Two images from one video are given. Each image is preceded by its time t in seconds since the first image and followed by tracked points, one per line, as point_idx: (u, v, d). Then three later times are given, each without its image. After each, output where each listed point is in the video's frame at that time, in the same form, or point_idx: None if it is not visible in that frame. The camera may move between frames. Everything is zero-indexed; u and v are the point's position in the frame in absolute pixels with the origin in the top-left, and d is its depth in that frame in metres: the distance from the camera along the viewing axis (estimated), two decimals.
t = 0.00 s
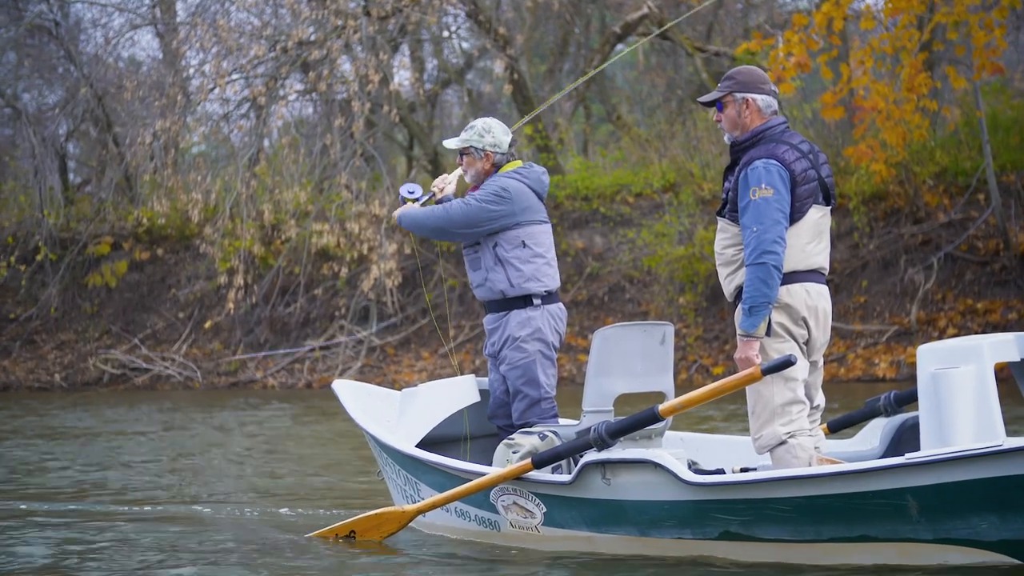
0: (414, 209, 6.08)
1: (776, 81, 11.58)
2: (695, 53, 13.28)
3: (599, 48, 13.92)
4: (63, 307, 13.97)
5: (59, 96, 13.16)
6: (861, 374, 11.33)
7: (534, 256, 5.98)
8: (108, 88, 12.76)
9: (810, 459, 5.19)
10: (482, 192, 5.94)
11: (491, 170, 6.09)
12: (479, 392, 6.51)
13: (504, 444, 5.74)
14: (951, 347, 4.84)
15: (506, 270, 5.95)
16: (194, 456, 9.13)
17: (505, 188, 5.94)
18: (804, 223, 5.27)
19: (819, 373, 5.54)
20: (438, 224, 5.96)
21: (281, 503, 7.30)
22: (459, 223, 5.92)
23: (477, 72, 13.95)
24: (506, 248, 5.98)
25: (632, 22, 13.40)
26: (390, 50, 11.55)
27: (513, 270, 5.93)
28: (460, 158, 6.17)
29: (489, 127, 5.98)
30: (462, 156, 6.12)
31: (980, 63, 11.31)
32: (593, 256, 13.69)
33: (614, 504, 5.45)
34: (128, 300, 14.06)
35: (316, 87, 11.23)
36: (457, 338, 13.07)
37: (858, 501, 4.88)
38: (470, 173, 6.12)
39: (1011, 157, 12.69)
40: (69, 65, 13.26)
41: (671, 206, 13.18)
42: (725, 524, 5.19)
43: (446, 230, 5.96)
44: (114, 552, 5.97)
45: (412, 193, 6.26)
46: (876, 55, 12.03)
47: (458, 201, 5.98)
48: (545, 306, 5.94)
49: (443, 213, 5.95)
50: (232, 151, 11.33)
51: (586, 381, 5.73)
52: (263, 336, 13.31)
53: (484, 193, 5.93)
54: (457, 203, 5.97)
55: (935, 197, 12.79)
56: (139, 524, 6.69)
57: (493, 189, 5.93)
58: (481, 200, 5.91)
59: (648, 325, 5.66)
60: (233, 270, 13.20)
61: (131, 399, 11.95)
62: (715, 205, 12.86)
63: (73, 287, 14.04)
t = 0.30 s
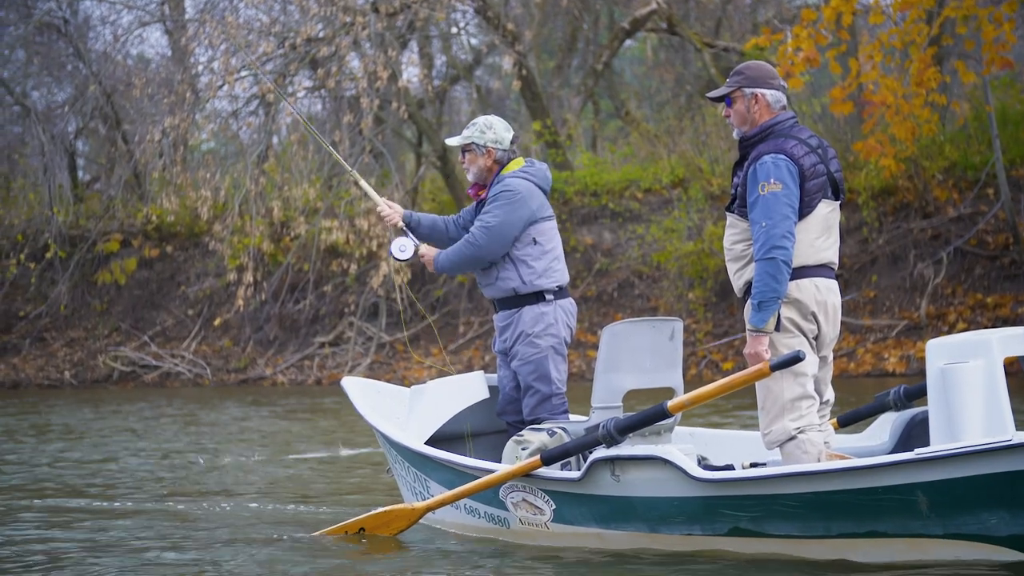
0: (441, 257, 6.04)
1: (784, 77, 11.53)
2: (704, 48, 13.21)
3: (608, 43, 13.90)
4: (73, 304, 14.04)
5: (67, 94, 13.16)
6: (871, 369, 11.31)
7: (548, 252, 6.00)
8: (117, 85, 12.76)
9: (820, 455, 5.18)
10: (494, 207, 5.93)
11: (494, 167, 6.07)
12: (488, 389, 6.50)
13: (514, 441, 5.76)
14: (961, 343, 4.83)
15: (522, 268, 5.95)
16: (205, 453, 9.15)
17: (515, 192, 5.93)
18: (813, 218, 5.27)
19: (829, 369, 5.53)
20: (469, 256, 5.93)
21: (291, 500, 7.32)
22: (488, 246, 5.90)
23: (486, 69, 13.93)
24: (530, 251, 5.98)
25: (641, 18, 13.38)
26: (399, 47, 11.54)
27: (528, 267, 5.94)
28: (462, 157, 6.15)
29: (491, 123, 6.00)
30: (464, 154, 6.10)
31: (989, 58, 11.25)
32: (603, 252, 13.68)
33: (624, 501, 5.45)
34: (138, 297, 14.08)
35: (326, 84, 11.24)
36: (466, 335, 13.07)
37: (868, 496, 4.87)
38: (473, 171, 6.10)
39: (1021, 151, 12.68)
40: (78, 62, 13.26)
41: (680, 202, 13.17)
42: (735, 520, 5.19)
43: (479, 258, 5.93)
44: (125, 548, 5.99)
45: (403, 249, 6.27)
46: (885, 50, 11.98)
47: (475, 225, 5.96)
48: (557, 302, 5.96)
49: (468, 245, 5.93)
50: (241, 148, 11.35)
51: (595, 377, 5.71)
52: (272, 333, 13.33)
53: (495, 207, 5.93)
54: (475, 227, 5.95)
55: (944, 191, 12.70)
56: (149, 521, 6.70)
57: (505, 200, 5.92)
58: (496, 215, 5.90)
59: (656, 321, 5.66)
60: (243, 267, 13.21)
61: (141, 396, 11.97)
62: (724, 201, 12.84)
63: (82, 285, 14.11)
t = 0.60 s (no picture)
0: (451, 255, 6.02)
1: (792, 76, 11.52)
2: (712, 48, 13.19)
3: (617, 42, 13.89)
4: (81, 301, 14.06)
5: (76, 91, 13.19)
6: (878, 369, 11.28)
7: (557, 252, 6.00)
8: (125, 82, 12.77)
9: (826, 456, 5.17)
10: (505, 207, 5.91)
11: (503, 164, 6.04)
12: (494, 388, 6.49)
13: (519, 441, 5.75)
14: (967, 344, 4.83)
15: (531, 267, 5.94)
16: (212, 450, 9.16)
17: (526, 192, 5.91)
18: (820, 218, 5.25)
19: (835, 369, 5.52)
20: (481, 256, 5.91)
21: (296, 499, 7.31)
22: (501, 247, 5.88)
23: (494, 67, 13.92)
24: (540, 251, 5.97)
25: (649, 17, 13.35)
26: (407, 45, 11.54)
27: (537, 266, 5.94)
28: (470, 154, 6.11)
29: (500, 121, 5.99)
30: (473, 151, 6.07)
31: (998, 58, 11.22)
32: (610, 251, 13.65)
33: (629, 501, 5.44)
34: (145, 295, 14.10)
35: (333, 82, 11.25)
36: (473, 334, 13.06)
37: (873, 498, 4.86)
38: (481, 168, 6.07)
39: None
40: (87, 59, 13.27)
41: (688, 201, 13.14)
42: (740, 521, 5.18)
43: (491, 259, 5.91)
44: (132, 545, 6.01)
45: (415, 253, 6.25)
46: (893, 50, 11.95)
47: (486, 227, 5.93)
48: (565, 301, 5.97)
49: (480, 245, 5.90)
50: (249, 146, 11.19)
51: (601, 377, 5.71)
52: (279, 331, 13.34)
53: (507, 207, 5.90)
54: (487, 229, 5.92)
55: (952, 191, 12.66)
56: (154, 519, 6.71)
57: (516, 200, 5.90)
58: (508, 215, 5.87)
59: (663, 321, 5.65)
60: (251, 265, 13.22)
61: (147, 393, 11.98)
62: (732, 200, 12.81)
63: (90, 282, 14.14)
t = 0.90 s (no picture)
0: (461, 259, 6.01)
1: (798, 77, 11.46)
2: (718, 48, 13.18)
3: (623, 42, 13.88)
4: (86, 301, 14.11)
5: (83, 91, 13.20)
6: (884, 370, 11.27)
7: (563, 252, 6.01)
8: (131, 83, 12.79)
9: (829, 457, 5.17)
10: (513, 208, 5.91)
11: (510, 163, 6.05)
12: (498, 389, 6.48)
13: (522, 441, 5.75)
14: (969, 346, 4.85)
15: (537, 267, 5.95)
16: (217, 450, 9.18)
17: (533, 192, 5.92)
18: (824, 219, 5.24)
19: (839, 371, 5.51)
20: (492, 258, 5.91)
21: (299, 499, 7.32)
22: (510, 248, 5.88)
23: (500, 68, 13.91)
24: (547, 251, 5.98)
25: (656, 18, 13.36)
26: (413, 45, 11.54)
27: (543, 266, 5.95)
28: (476, 153, 6.10)
29: (509, 120, 6.00)
30: (479, 150, 6.06)
31: (1005, 59, 11.12)
32: (616, 252, 13.63)
33: (632, 502, 5.44)
34: (151, 295, 14.12)
35: (339, 83, 11.26)
36: (478, 334, 13.07)
37: (876, 499, 4.85)
38: (488, 167, 6.06)
39: None
40: (93, 60, 13.31)
41: (694, 202, 13.14)
42: (742, 522, 5.18)
43: (501, 261, 5.91)
44: (137, 545, 6.02)
45: (423, 261, 6.34)
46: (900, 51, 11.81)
47: (495, 228, 5.93)
48: (570, 302, 5.97)
49: (490, 247, 5.90)
50: (255, 147, 11.28)
51: (604, 378, 5.71)
52: (285, 331, 13.35)
53: (514, 208, 5.90)
54: (495, 230, 5.92)
55: (958, 192, 12.60)
56: (157, 519, 6.71)
57: (524, 201, 5.90)
58: (517, 216, 5.88)
59: (666, 321, 5.64)
60: (256, 266, 13.23)
61: (153, 394, 12.00)
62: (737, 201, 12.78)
63: (96, 282, 14.17)
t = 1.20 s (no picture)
0: (464, 264, 5.99)
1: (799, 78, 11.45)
2: (719, 49, 13.19)
3: (624, 43, 13.90)
4: (86, 301, 14.11)
5: (84, 91, 13.19)
6: (884, 371, 11.25)
7: (563, 254, 6.01)
8: (132, 83, 12.80)
9: (826, 459, 5.16)
10: (515, 210, 5.90)
11: (511, 163, 6.04)
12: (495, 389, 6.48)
13: (519, 441, 5.75)
14: (968, 347, 4.82)
15: (537, 268, 5.95)
16: (217, 451, 9.18)
17: (535, 193, 5.91)
18: (822, 221, 5.24)
19: (836, 372, 5.51)
20: (496, 261, 5.89)
21: (296, 499, 7.31)
22: (514, 250, 5.86)
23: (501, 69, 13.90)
24: (547, 252, 5.98)
25: (657, 19, 13.36)
26: (414, 46, 11.54)
27: (543, 267, 5.95)
28: (477, 151, 6.08)
29: (513, 120, 6.00)
30: (481, 148, 6.04)
31: (1006, 61, 11.14)
32: (616, 253, 13.64)
33: (629, 503, 5.43)
34: (151, 295, 14.11)
35: (340, 83, 11.27)
36: (479, 335, 13.07)
37: (872, 501, 4.85)
38: (488, 166, 6.04)
39: None
40: (94, 60, 13.31)
41: (694, 203, 13.13)
42: (739, 523, 5.17)
43: (505, 263, 5.89)
44: (134, 544, 6.02)
45: (427, 270, 6.27)
46: (900, 53, 11.85)
47: (497, 230, 5.91)
48: (569, 303, 5.97)
49: (494, 250, 5.89)
50: (256, 146, 11.31)
51: (602, 378, 5.71)
52: (285, 332, 13.36)
53: (516, 210, 5.89)
54: (497, 232, 5.90)
55: (959, 194, 12.61)
56: (153, 519, 6.71)
57: (525, 202, 5.89)
58: (520, 218, 5.87)
59: (664, 322, 5.64)
60: (257, 266, 13.22)
61: (153, 394, 12.00)
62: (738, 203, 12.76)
63: (96, 283, 14.17)
